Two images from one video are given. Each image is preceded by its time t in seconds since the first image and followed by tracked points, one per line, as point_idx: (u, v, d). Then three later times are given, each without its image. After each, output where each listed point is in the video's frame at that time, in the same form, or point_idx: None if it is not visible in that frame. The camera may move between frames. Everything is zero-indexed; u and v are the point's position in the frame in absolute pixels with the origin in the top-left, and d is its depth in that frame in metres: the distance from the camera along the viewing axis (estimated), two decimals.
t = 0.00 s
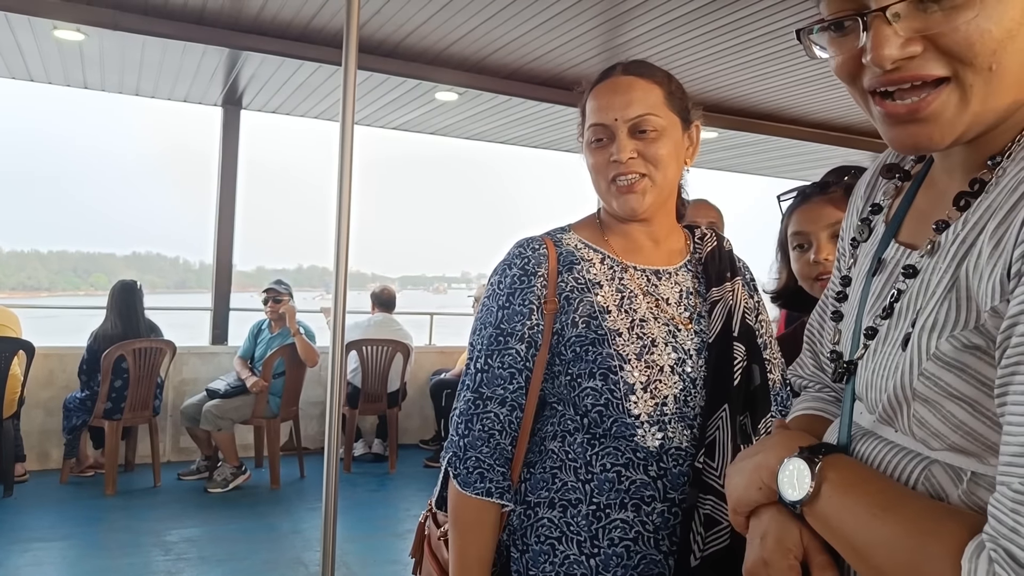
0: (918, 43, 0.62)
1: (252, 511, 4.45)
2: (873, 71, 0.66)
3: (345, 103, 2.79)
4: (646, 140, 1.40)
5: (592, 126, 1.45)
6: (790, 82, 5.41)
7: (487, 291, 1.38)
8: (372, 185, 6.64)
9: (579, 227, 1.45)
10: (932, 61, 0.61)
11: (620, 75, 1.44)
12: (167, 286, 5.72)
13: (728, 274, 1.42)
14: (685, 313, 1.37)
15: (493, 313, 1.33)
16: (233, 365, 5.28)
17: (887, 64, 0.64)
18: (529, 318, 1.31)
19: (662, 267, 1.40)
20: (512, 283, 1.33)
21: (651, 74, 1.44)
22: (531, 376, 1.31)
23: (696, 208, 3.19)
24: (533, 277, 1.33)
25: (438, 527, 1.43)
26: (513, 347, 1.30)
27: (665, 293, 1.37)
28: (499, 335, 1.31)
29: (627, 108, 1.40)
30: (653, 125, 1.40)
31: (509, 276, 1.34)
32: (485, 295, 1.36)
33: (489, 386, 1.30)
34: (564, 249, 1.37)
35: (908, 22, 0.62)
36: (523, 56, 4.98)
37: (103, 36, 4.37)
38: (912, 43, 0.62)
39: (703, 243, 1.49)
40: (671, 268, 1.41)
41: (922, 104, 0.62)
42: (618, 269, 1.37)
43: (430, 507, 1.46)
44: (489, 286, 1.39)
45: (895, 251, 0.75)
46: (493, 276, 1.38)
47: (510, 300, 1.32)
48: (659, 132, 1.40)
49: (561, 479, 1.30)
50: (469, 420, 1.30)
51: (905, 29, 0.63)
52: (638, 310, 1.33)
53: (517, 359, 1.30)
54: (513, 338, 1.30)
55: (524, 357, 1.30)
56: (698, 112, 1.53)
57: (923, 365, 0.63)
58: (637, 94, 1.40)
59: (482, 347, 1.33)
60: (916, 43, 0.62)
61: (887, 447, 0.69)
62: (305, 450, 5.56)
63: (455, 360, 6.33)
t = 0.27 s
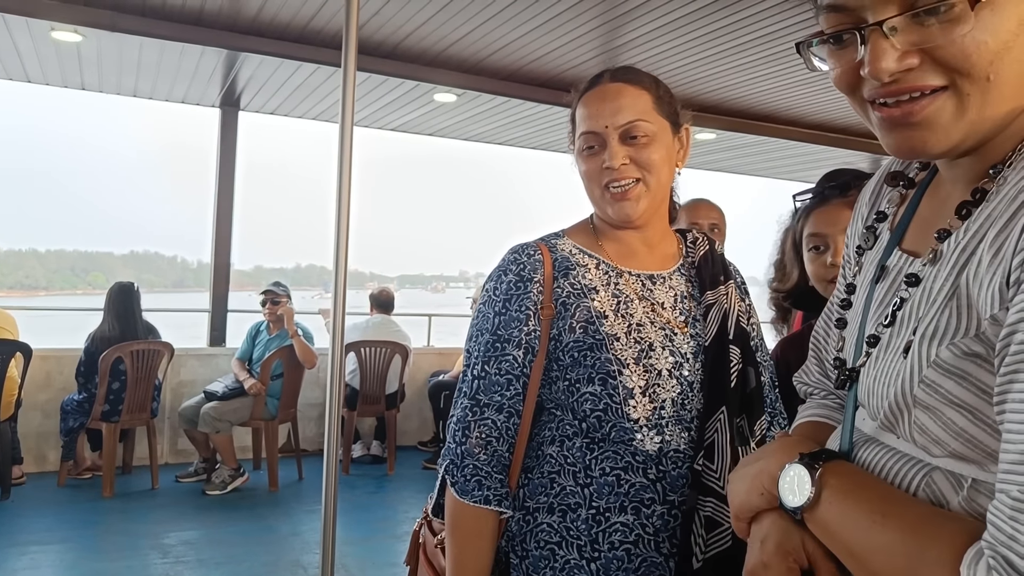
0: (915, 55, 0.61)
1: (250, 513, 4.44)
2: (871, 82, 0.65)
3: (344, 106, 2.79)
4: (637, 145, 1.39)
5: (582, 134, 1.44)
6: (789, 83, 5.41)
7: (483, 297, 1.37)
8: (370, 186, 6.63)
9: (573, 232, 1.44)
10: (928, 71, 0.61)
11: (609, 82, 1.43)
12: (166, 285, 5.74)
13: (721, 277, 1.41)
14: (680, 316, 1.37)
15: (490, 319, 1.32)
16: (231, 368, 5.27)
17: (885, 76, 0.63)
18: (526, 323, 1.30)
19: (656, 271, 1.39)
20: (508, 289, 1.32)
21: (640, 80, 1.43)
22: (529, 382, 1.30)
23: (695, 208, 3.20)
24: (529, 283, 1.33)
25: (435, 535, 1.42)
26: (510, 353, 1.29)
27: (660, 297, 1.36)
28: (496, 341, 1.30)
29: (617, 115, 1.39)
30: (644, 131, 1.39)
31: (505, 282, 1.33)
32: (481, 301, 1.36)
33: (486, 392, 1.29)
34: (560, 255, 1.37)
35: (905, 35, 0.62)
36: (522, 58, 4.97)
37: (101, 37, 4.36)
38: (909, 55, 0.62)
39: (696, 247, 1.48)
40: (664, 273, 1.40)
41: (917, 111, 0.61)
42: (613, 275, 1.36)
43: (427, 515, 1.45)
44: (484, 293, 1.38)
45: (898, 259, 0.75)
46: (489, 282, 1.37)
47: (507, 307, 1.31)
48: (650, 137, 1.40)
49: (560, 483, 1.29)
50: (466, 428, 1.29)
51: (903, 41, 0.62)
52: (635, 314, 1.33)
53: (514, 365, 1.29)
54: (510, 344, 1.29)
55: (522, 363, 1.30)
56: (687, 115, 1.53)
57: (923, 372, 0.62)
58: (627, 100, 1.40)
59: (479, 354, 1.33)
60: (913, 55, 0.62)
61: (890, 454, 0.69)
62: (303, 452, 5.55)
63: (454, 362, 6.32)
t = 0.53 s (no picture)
0: (894, 72, 0.63)
1: (248, 516, 4.44)
2: (853, 99, 0.66)
3: (343, 109, 2.79)
4: (632, 148, 1.41)
5: (577, 137, 1.45)
6: (785, 86, 5.43)
7: (476, 302, 1.37)
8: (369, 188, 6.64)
9: (564, 237, 1.45)
10: (910, 86, 0.62)
11: (603, 87, 1.45)
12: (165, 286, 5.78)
13: (711, 283, 1.43)
14: (671, 321, 1.37)
15: (484, 324, 1.33)
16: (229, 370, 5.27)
17: (867, 93, 0.65)
18: (520, 329, 1.31)
19: (646, 276, 1.40)
20: (501, 294, 1.33)
21: (633, 86, 1.46)
22: (523, 388, 1.31)
23: (700, 213, 3.21)
24: (522, 288, 1.33)
25: (428, 540, 1.42)
26: (504, 358, 1.30)
27: (651, 302, 1.37)
28: (490, 346, 1.30)
29: (612, 119, 1.41)
30: (638, 134, 1.41)
31: (498, 287, 1.33)
32: (474, 307, 1.36)
33: (480, 397, 1.29)
34: (552, 260, 1.37)
35: (884, 53, 0.63)
36: (520, 61, 4.99)
37: (99, 40, 4.36)
38: (889, 72, 0.63)
39: (684, 252, 1.49)
40: (655, 278, 1.40)
41: (901, 124, 0.63)
42: (605, 280, 1.36)
43: (421, 519, 1.45)
44: (476, 298, 1.38)
45: (882, 268, 0.76)
46: (481, 288, 1.37)
47: (500, 312, 1.32)
48: (644, 141, 1.41)
49: (555, 486, 1.30)
50: (461, 432, 1.30)
51: (881, 59, 0.64)
52: (627, 319, 1.33)
53: (508, 370, 1.29)
54: (504, 349, 1.29)
55: (515, 368, 1.30)
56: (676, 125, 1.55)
57: (901, 381, 0.63)
58: (622, 104, 1.42)
59: (472, 359, 1.33)
60: (893, 71, 0.63)
61: (874, 460, 0.70)
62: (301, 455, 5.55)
63: (452, 364, 6.33)
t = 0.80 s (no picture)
0: (876, 83, 0.64)
1: (245, 517, 4.44)
2: (836, 108, 0.67)
3: (339, 111, 2.80)
4: (628, 150, 1.41)
5: (573, 134, 1.45)
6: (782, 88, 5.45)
7: (469, 306, 1.36)
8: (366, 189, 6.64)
9: (556, 240, 1.45)
10: (892, 97, 0.63)
11: (602, 87, 1.46)
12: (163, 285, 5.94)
13: (702, 287, 1.45)
14: (665, 325, 1.38)
15: (478, 328, 1.32)
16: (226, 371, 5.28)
17: (850, 103, 0.66)
18: (516, 333, 1.30)
19: (638, 280, 1.41)
20: (496, 299, 1.32)
21: (631, 89, 1.47)
22: (518, 393, 1.30)
23: (702, 216, 3.21)
24: (517, 292, 1.33)
25: (421, 547, 1.42)
26: (500, 362, 1.29)
27: (644, 305, 1.38)
28: (486, 350, 1.30)
29: (612, 116, 1.42)
30: (635, 136, 1.42)
31: (492, 291, 1.33)
32: (467, 310, 1.35)
33: (475, 402, 1.29)
34: (546, 264, 1.37)
35: (865, 64, 0.64)
36: (516, 62, 4.99)
37: (96, 42, 4.37)
38: (871, 82, 0.64)
39: (676, 255, 1.50)
40: (647, 282, 1.42)
41: (883, 134, 0.64)
42: (599, 283, 1.37)
43: (413, 527, 1.44)
44: (468, 303, 1.38)
45: (868, 275, 0.77)
46: (473, 292, 1.36)
47: (495, 317, 1.31)
48: (640, 144, 1.42)
49: (551, 491, 1.30)
50: (456, 438, 1.28)
51: (862, 70, 0.65)
52: (622, 323, 1.34)
53: (504, 374, 1.29)
54: (500, 353, 1.29)
55: (511, 372, 1.30)
56: (670, 131, 1.56)
57: (886, 386, 0.64)
58: (621, 104, 1.43)
59: (467, 363, 1.33)
60: (874, 83, 0.64)
61: (858, 464, 0.71)
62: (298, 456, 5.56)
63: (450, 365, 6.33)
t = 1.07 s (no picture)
0: (894, 72, 0.63)
1: (244, 517, 4.44)
2: (850, 99, 0.67)
3: (339, 110, 2.80)
4: (629, 150, 1.41)
5: (573, 136, 1.45)
6: (781, 87, 5.45)
7: (468, 306, 1.36)
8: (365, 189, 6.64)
9: (558, 240, 1.44)
10: (907, 88, 0.62)
11: (599, 87, 1.46)
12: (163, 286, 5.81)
13: (704, 288, 1.44)
14: (667, 326, 1.38)
15: (479, 328, 1.32)
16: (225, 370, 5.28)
17: (866, 93, 0.65)
18: (517, 334, 1.30)
19: (641, 280, 1.41)
20: (496, 299, 1.32)
21: (629, 87, 1.47)
22: (516, 394, 1.31)
23: (703, 216, 3.22)
24: (519, 292, 1.32)
25: (418, 551, 1.41)
26: (499, 364, 1.29)
27: (647, 306, 1.37)
28: (485, 351, 1.29)
29: (612, 116, 1.42)
30: (636, 135, 1.42)
31: (493, 291, 1.32)
32: (467, 310, 1.35)
33: (472, 402, 1.28)
34: (547, 263, 1.37)
35: (884, 52, 0.64)
36: (515, 62, 4.99)
37: (95, 41, 4.36)
38: (889, 70, 0.64)
39: (677, 256, 1.50)
40: (649, 281, 1.41)
41: (898, 125, 0.63)
42: (601, 283, 1.36)
43: (409, 528, 1.43)
44: (468, 303, 1.37)
45: (877, 277, 0.76)
46: (474, 292, 1.36)
47: (496, 317, 1.31)
48: (641, 144, 1.42)
49: (551, 495, 1.29)
50: (454, 440, 1.27)
51: (881, 58, 0.64)
52: (624, 324, 1.34)
53: (503, 375, 1.29)
54: (500, 355, 1.29)
55: (511, 374, 1.30)
56: (670, 129, 1.56)
57: (895, 389, 0.64)
58: (620, 103, 1.42)
59: (466, 364, 1.32)
60: (893, 71, 0.64)
61: (868, 467, 0.70)
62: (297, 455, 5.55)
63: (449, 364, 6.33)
